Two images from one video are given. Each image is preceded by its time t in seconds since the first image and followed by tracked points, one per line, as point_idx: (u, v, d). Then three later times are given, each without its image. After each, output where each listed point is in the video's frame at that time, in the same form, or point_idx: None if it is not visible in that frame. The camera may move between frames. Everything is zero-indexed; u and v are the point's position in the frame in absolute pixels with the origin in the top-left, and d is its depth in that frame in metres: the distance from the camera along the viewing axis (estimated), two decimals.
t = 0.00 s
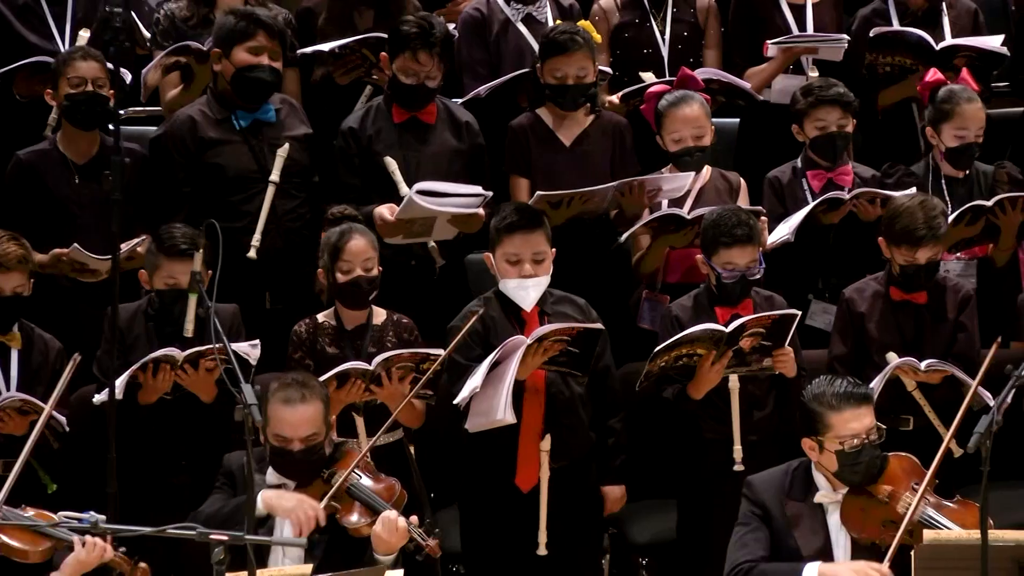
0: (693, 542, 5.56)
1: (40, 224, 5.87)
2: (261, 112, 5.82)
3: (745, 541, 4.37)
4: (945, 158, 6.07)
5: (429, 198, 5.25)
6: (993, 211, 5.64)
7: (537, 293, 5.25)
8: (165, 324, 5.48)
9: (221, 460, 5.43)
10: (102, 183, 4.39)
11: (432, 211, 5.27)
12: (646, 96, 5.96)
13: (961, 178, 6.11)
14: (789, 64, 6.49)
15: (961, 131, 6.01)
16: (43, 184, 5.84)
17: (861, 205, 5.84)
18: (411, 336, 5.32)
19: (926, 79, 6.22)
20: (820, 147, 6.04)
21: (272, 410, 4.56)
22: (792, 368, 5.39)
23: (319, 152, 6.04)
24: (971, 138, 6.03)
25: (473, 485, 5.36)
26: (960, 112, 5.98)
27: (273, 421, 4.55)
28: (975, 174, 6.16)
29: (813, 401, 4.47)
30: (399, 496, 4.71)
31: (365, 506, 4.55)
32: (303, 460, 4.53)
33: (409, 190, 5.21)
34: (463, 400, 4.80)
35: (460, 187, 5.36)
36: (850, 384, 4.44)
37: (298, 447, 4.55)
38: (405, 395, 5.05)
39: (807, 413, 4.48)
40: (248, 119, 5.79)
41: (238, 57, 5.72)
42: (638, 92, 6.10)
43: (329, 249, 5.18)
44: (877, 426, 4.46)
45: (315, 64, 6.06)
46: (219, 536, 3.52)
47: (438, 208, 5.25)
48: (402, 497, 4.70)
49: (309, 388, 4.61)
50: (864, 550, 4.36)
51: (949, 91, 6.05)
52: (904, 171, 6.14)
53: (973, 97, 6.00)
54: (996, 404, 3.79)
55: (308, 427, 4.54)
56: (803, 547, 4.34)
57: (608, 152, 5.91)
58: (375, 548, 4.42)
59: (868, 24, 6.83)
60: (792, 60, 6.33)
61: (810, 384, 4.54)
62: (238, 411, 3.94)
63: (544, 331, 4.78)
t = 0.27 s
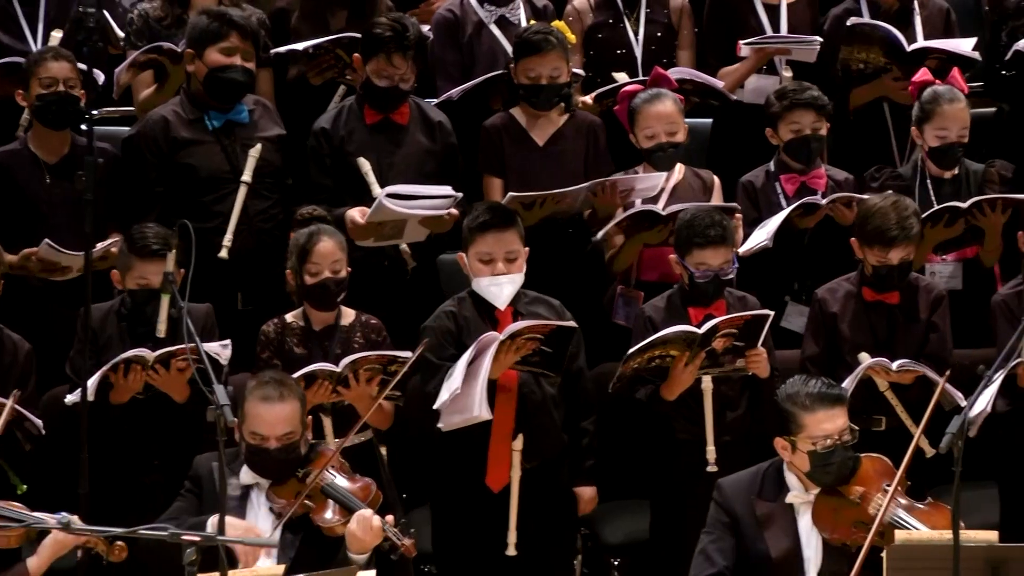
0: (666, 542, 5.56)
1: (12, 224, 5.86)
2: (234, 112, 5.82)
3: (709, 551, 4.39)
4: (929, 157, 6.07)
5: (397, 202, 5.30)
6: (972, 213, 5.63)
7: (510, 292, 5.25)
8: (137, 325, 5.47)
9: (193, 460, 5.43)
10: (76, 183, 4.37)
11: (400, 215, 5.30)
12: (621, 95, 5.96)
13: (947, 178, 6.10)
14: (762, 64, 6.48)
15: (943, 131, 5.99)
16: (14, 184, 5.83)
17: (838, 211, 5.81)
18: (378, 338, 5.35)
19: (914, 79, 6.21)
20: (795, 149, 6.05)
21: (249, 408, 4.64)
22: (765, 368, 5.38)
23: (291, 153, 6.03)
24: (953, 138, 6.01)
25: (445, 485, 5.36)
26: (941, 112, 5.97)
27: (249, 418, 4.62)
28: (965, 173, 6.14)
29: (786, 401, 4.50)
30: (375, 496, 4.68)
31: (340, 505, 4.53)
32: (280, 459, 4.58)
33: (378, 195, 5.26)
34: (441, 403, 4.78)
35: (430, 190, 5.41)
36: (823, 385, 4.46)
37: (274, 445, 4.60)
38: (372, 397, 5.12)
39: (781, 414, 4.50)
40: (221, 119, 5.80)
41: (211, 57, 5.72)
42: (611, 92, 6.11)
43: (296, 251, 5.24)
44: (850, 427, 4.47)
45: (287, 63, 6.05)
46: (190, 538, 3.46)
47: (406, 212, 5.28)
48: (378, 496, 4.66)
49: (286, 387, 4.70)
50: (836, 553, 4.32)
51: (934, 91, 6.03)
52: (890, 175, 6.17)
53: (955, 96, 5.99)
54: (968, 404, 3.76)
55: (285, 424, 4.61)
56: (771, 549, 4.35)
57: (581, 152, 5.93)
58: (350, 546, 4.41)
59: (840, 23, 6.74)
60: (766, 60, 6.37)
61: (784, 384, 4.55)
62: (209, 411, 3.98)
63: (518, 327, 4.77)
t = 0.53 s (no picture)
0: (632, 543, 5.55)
1: None
2: (199, 112, 5.87)
3: (672, 554, 4.37)
4: (895, 158, 6.11)
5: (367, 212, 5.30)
6: (934, 214, 5.65)
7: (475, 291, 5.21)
8: (104, 326, 5.44)
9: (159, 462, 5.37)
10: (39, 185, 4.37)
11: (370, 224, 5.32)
12: (585, 97, 6.00)
13: (912, 177, 6.12)
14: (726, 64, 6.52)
15: (904, 130, 6.03)
16: None
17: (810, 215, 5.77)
18: (341, 338, 5.35)
19: (879, 80, 6.24)
20: (763, 134, 6.03)
21: (216, 407, 4.61)
22: (732, 371, 5.31)
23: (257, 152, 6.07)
24: (916, 138, 6.04)
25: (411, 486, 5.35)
26: (901, 112, 6.00)
27: (216, 417, 4.59)
28: (931, 172, 6.14)
29: (751, 401, 4.46)
30: (344, 495, 4.67)
31: (307, 504, 4.54)
32: (247, 459, 4.56)
33: (345, 205, 5.25)
34: (401, 394, 4.77)
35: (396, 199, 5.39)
36: (789, 385, 4.43)
37: (241, 444, 4.58)
38: (338, 397, 5.04)
39: (746, 413, 4.45)
40: (185, 118, 5.85)
41: (175, 59, 5.76)
42: (577, 93, 6.16)
43: (259, 252, 5.25)
44: (816, 428, 4.44)
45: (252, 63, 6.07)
46: (159, 539, 3.47)
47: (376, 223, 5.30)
48: (346, 496, 4.65)
49: (254, 386, 4.67)
50: (801, 553, 4.30)
51: (897, 92, 6.06)
52: (856, 174, 6.19)
53: (916, 96, 6.03)
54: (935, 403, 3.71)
55: (252, 424, 4.58)
56: (737, 549, 4.31)
57: (547, 151, 5.98)
58: (317, 545, 4.36)
59: (805, 22, 6.77)
60: (730, 60, 6.39)
61: (750, 383, 4.51)
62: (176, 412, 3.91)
63: (483, 324, 4.76)
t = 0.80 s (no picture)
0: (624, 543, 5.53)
1: None
2: (191, 109, 5.86)
3: (661, 555, 4.35)
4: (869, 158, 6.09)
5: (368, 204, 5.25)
6: (912, 212, 5.64)
7: (464, 292, 5.20)
8: (96, 323, 5.41)
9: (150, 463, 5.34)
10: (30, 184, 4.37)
11: (369, 216, 5.28)
12: (577, 98, 6.02)
13: (888, 178, 6.07)
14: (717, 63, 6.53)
15: (878, 128, 6.02)
16: None
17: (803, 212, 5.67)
18: (330, 337, 5.37)
19: (855, 81, 6.27)
20: (755, 133, 6.03)
21: (207, 406, 4.61)
22: (724, 371, 5.31)
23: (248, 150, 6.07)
24: (889, 136, 6.02)
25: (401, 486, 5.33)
26: (875, 109, 6.00)
27: (207, 417, 4.59)
28: (906, 174, 6.10)
29: (742, 401, 4.44)
30: (334, 496, 4.65)
31: (299, 503, 4.49)
32: (238, 460, 4.56)
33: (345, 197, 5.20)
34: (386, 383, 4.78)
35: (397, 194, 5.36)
36: (780, 385, 4.40)
37: (232, 444, 4.57)
38: (331, 395, 5.03)
39: (737, 413, 4.43)
40: (178, 115, 5.85)
41: (166, 57, 5.76)
42: (567, 93, 6.17)
43: (250, 251, 5.24)
44: (806, 428, 4.43)
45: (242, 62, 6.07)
46: (148, 537, 3.47)
47: (378, 213, 5.25)
48: (337, 496, 4.62)
49: (245, 386, 4.67)
50: (792, 554, 4.29)
51: (873, 92, 6.09)
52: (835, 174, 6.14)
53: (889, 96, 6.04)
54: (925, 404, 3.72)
55: (243, 424, 4.58)
56: (727, 548, 4.29)
57: (536, 150, 5.99)
58: (307, 544, 4.34)
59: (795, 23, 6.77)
60: (720, 60, 6.39)
61: (741, 383, 4.49)
62: (166, 412, 3.92)
63: (470, 322, 4.75)
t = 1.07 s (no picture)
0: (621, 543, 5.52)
1: None
2: (187, 110, 5.86)
3: (656, 556, 4.36)
4: (849, 159, 6.11)
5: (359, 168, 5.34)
6: (907, 216, 5.66)
7: (458, 292, 5.23)
8: (91, 325, 5.41)
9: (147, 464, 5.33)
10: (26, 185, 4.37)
11: (362, 180, 5.35)
12: (573, 97, 6.03)
13: (877, 185, 6.12)
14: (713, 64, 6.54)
15: (850, 125, 6.04)
16: None
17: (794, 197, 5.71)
18: (329, 336, 5.38)
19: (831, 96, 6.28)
20: (751, 134, 6.03)
21: (205, 407, 4.60)
22: (721, 369, 5.31)
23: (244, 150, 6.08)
24: (863, 131, 6.03)
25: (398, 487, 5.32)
26: (845, 109, 6.04)
27: (204, 417, 4.58)
28: (896, 180, 6.16)
29: (738, 400, 4.44)
30: (332, 497, 4.66)
31: (297, 504, 4.51)
32: (234, 459, 4.56)
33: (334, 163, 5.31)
34: (386, 399, 4.84)
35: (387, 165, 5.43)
36: (776, 385, 4.42)
37: (230, 444, 4.57)
38: (327, 393, 5.01)
39: (732, 412, 4.44)
40: (174, 116, 5.84)
41: (161, 56, 5.76)
42: (564, 92, 6.16)
43: (249, 250, 5.25)
44: (803, 427, 4.44)
45: (237, 63, 6.06)
46: (144, 538, 3.49)
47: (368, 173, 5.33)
48: (335, 497, 4.64)
49: (243, 386, 4.66)
50: (788, 554, 4.29)
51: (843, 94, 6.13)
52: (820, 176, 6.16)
53: (859, 95, 6.06)
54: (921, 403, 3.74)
55: (241, 424, 4.57)
56: (721, 548, 4.29)
57: (531, 150, 5.99)
58: (304, 544, 4.35)
59: (791, 23, 6.80)
60: (717, 61, 6.37)
61: (737, 383, 4.50)
62: (162, 412, 3.93)
63: (457, 328, 4.77)
